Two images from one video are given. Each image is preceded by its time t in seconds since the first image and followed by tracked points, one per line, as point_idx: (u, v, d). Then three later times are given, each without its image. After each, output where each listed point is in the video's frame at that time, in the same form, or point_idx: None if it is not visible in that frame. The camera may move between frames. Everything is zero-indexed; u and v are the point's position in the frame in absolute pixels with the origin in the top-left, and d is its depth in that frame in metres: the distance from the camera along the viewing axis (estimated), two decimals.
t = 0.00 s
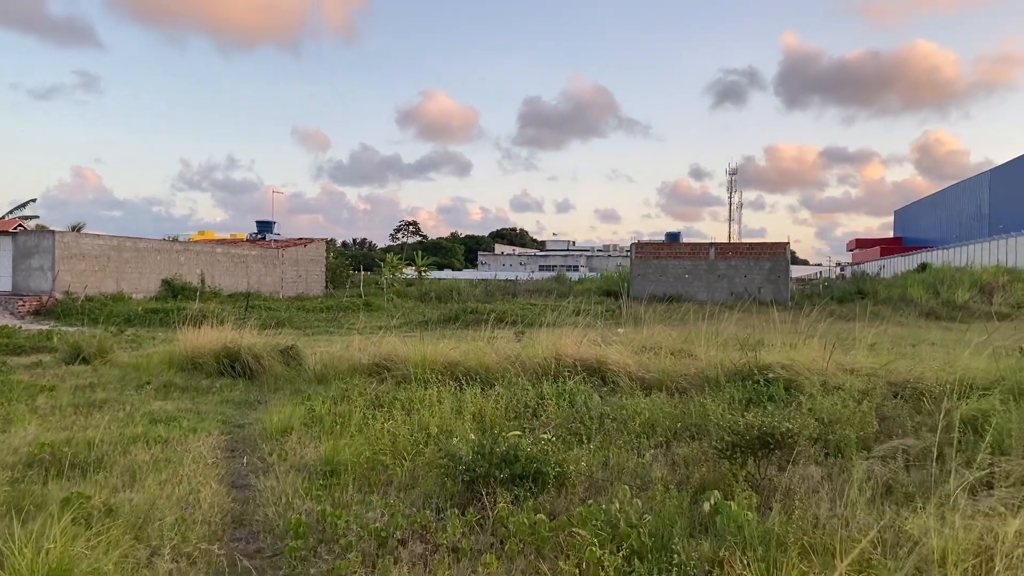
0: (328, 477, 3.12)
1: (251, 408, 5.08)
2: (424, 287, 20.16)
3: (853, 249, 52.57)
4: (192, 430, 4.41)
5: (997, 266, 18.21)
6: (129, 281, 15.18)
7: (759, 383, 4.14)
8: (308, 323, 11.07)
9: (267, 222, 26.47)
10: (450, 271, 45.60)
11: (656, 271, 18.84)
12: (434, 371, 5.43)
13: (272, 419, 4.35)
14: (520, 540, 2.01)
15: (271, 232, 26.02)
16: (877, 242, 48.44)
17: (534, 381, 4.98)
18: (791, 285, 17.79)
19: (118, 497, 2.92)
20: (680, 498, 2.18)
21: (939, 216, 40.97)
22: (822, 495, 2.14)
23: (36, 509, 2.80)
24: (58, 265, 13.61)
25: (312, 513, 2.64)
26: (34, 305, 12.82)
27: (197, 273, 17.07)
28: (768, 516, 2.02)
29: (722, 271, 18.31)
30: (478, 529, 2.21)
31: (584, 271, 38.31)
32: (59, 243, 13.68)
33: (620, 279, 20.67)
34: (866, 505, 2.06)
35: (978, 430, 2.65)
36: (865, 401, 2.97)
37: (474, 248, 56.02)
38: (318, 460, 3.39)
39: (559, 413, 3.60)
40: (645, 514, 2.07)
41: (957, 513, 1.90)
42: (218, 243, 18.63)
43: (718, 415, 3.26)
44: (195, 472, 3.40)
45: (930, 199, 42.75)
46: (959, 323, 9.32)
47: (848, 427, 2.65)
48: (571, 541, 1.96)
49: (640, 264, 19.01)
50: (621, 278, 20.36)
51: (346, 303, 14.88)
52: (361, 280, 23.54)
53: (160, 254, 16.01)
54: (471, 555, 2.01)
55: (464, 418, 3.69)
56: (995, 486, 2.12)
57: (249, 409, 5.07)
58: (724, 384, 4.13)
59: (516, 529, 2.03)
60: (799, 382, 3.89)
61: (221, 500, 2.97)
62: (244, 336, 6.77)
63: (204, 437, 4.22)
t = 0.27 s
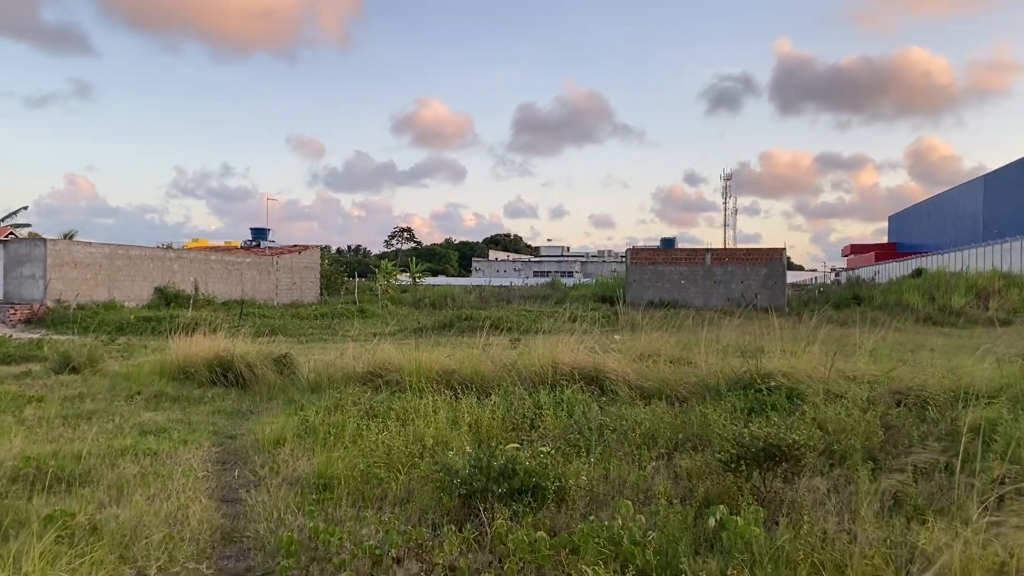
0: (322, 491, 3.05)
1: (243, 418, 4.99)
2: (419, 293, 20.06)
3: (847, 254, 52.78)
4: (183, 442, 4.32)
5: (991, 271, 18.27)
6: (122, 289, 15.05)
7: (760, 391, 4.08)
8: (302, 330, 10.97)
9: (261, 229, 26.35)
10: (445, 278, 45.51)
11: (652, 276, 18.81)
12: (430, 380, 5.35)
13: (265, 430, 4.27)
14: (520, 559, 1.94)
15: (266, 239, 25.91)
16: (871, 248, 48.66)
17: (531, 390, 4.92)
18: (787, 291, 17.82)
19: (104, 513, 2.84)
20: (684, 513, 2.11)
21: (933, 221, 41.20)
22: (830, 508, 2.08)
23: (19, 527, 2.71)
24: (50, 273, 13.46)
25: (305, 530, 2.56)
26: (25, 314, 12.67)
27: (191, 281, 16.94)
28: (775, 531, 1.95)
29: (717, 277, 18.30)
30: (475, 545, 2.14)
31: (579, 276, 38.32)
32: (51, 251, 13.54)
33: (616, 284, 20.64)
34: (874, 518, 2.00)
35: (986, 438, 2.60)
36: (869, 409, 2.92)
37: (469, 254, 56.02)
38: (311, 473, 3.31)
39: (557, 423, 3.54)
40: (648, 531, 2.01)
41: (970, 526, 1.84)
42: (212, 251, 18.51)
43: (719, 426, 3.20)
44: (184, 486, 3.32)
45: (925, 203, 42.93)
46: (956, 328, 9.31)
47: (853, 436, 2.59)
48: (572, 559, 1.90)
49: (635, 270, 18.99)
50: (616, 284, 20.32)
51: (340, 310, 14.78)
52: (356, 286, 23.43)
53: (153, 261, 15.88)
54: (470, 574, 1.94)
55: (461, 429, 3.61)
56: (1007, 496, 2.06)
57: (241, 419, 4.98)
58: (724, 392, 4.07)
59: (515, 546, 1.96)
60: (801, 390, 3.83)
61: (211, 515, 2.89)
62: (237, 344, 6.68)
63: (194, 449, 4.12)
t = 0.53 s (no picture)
0: (314, 503, 2.97)
1: (233, 427, 4.90)
2: (412, 300, 19.96)
3: (839, 259, 53.08)
4: (171, 451, 4.22)
5: (983, 277, 18.39)
6: (112, 296, 14.88)
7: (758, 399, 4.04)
8: (294, 338, 10.86)
9: (253, 235, 26.20)
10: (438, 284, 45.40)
11: (646, 282, 18.80)
12: (425, 388, 5.28)
13: (256, 439, 4.17)
14: (519, 573, 1.88)
15: (258, 246, 25.76)
16: (864, 254, 48.95)
17: (527, 398, 4.85)
18: (781, 296, 17.85)
19: (88, 527, 2.75)
20: (688, 524, 2.05)
21: (926, 227, 41.50)
22: (838, 518, 2.02)
23: None
24: (38, 279, 13.28)
25: (296, 544, 2.48)
26: (12, 321, 12.48)
27: (182, 288, 16.77)
28: (783, 542, 1.90)
29: (711, 283, 18.31)
30: (473, 559, 2.07)
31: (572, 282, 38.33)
32: (39, 258, 13.33)
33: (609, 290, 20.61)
34: (883, 528, 1.95)
35: (993, 445, 2.55)
36: (871, 416, 2.87)
37: (462, 261, 55.97)
38: (303, 484, 3.23)
39: (554, 432, 3.48)
40: (652, 544, 1.95)
41: (982, 536, 1.79)
42: (203, 257, 18.36)
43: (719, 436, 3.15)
44: (172, 498, 3.22)
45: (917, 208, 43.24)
46: (951, 334, 9.32)
47: (858, 443, 2.54)
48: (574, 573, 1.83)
49: (629, 275, 18.97)
50: (611, 290, 20.30)
51: (332, 316, 14.67)
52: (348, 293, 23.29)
53: (143, 268, 15.72)
54: None
55: (456, 438, 3.54)
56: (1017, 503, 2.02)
57: (232, 428, 4.88)
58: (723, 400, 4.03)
59: (514, 559, 1.89)
60: (801, 397, 3.79)
61: (199, 528, 2.80)
62: (228, 351, 6.58)
63: (183, 459, 4.02)
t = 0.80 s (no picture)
0: (306, 512, 2.89)
1: (222, 434, 4.80)
2: (402, 304, 19.84)
3: (828, 263, 53.48)
4: (158, 459, 4.12)
5: (970, 280, 18.59)
6: (99, 301, 14.66)
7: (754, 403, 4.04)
8: (284, 343, 10.74)
9: (242, 240, 25.98)
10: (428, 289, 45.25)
11: (636, 286, 18.80)
12: (417, 393, 5.20)
13: (245, 447, 4.08)
14: None
15: (247, 250, 25.56)
16: (852, 258, 49.37)
17: (522, 403, 4.80)
18: (771, 300, 17.94)
19: (72, 539, 2.65)
20: (690, 533, 2.00)
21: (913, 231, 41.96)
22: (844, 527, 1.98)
23: None
24: (24, 284, 13.05)
25: (287, 555, 2.41)
26: None
27: (170, 292, 16.57)
28: (788, 550, 1.86)
29: (701, 287, 18.35)
30: (470, 570, 2.02)
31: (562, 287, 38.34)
32: (26, 263, 13.09)
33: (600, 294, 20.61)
34: (889, 535, 1.91)
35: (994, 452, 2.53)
36: (872, 421, 2.84)
37: (452, 265, 55.87)
38: (293, 492, 3.16)
39: (551, 438, 3.42)
40: (655, 553, 1.91)
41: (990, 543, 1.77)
42: (191, 261, 18.16)
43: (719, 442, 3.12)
44: (159, 507, 3.14)
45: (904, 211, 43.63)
46: (941, 337, 9.39)
47: (858, 449, 2.51)
48: None
49: (620, 279, 18.97)
50: (602, 294, 20.30)
51: (322, 321, 14.53)
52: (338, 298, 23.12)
53: (132, 273, 15.52)
54: None
55: (451, 444, 3.49)
56: None
57: (221, 435, 4.78)
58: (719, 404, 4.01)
59: (513, 568, 1.84)
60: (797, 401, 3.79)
61: (188, 539, 2.72)
62: (217, 357, 6.47)
63: (170, 467, 3.92)
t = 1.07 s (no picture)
0: (294, 524, 2.81)
1: (208, 442, 4.68)
2: (390, 309, 19.71)
3: (814, 267, 53.98)
4: (142, 469, 3.99)
5: (954, 283, 18.85)
6: (83, 306, 14.41)
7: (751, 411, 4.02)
8: (271, 348, 10.59)
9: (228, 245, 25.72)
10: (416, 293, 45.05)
11: (625, 290, 18.81)
12: (407, 400, 5.12)
13: (230, 456, 3.98)
14: None
15: (232, 255, 25.28)
16: (837, 262, 49.91)
17: (515, 409, 4.75)
18: (758, 303, 18.04)
19: (51, 555, 2.54)
20: (692, 546, 1.95)
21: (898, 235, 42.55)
22: (850, 537, 1.94)
23: None
24: (7, 290, 12.80)
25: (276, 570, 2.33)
26: None
27: (155, 298, 16.32)
28: (794, 563, 1.81)
29: (689, 290, 18.41)
30: None
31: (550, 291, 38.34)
32: (9, 267, 12.86)
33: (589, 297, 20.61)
34: (895, 547, 1.87)
35: (996, 458, 2.52)
36: (870, 427, 2.81)
37: (439, 269, 55.70)
38: (282, 504, 3.06)
39: (546, 447, 3.37)
40: (658, 567, 1.85)
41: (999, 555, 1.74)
42: (176, 266, 17.91)
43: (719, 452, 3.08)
44: (142, 520, 3.02)
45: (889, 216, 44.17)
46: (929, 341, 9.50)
47: (860, 456, 2.48)
48: None
49: (608, 283, 18.97)
50: (590, 298, 20.30)
51: (309, 326, 14.38)
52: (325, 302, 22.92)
53: (116, 278, 15.27)
54: None
55: (444, 454, 3.42)
56: None
57: (207, 443, 4.66)
58: (714, 411, 3.98)
59: None
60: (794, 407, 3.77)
61: (172, 553, 2.62)
62: (203, 363, 6.33)
63: (154, 478, 3.79)
